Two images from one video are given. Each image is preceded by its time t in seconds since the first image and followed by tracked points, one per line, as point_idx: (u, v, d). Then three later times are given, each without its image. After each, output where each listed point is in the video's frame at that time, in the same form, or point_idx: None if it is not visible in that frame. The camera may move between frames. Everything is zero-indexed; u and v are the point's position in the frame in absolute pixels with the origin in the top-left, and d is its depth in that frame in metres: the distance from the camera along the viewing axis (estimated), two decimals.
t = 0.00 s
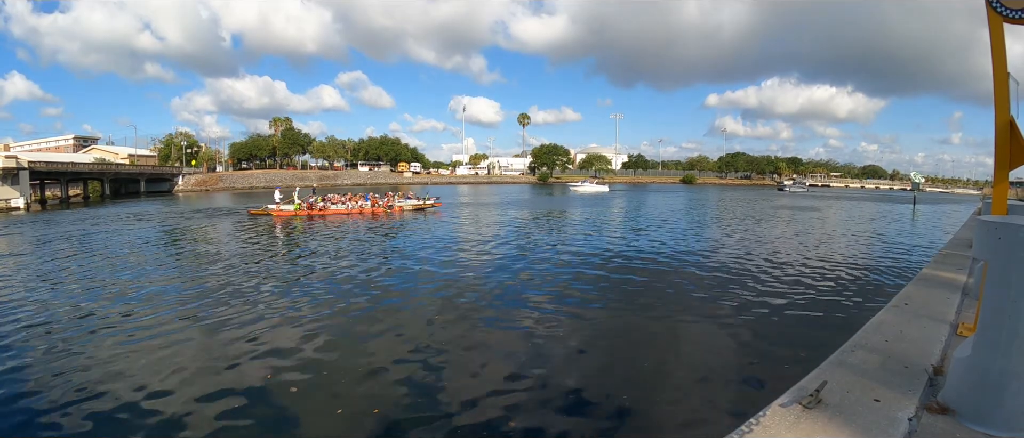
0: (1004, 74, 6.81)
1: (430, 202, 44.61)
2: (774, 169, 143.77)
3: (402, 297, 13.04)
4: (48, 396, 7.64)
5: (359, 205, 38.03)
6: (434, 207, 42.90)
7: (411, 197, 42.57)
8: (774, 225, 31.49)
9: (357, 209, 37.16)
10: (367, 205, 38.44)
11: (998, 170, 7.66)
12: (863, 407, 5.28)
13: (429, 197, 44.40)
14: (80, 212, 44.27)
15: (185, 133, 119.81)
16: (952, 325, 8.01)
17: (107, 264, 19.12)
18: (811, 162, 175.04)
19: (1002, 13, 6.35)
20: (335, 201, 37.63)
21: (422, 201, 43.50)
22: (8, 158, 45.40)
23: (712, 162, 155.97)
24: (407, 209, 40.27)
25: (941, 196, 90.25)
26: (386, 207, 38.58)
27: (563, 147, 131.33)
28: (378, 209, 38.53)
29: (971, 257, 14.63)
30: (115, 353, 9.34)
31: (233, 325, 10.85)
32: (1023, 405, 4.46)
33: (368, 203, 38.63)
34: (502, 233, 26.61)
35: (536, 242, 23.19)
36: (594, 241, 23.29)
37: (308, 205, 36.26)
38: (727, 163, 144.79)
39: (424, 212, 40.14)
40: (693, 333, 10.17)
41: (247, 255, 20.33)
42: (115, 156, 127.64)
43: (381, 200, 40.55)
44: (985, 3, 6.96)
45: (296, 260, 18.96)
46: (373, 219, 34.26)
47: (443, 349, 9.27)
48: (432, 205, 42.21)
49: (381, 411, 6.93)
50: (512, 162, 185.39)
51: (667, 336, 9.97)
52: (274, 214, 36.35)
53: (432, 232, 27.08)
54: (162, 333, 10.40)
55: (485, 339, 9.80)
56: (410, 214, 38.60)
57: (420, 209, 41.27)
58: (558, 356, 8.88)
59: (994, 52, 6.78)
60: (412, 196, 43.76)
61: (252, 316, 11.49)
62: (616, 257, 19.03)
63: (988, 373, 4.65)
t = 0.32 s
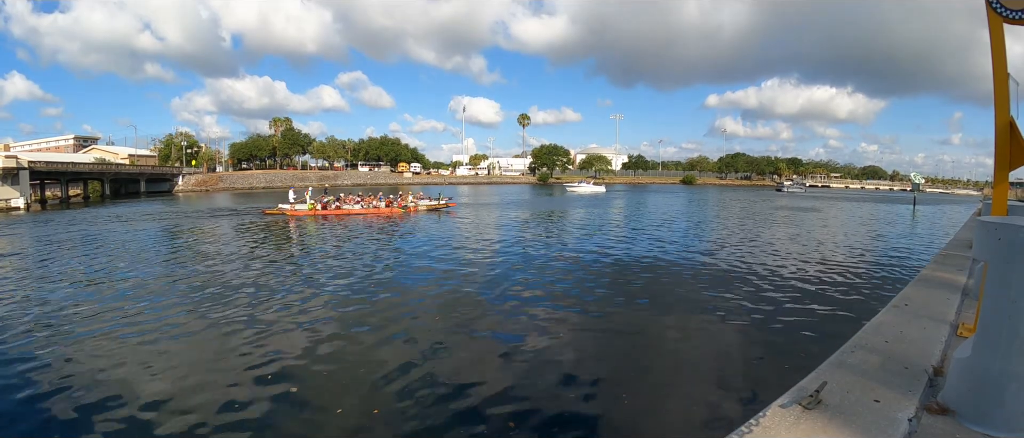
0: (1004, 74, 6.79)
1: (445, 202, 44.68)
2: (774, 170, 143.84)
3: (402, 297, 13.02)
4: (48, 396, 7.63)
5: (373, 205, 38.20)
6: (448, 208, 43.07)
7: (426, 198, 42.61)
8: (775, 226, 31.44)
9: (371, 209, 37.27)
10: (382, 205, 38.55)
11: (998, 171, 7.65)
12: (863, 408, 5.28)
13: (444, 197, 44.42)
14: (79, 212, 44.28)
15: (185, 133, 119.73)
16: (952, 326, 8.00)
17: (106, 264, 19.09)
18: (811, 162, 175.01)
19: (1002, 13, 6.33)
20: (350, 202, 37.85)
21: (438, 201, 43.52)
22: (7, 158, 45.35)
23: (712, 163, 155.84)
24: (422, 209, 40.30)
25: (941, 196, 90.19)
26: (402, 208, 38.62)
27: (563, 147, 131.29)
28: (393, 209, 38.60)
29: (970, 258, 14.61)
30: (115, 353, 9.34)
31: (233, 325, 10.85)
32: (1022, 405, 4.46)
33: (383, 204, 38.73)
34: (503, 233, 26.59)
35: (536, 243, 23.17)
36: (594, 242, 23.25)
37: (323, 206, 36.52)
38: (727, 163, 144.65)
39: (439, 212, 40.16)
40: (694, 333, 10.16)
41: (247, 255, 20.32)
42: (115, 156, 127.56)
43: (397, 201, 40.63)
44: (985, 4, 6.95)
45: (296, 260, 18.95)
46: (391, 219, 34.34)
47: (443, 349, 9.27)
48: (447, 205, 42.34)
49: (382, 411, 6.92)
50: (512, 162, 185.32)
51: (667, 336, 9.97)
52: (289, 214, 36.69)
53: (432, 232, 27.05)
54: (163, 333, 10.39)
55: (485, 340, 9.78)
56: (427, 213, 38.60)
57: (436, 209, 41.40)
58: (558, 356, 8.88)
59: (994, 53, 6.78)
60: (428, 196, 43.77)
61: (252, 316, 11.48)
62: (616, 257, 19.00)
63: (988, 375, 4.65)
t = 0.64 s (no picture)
0: (1004, 75, 6.79)
1: (459, 203, 44.76)
2: (773, 170, 143.77)
3: (401, 298, 13.02)
4: (45, 395, 7.63)
5: (387, 205, 38.27)
6: (461, 208, 43.15)
7: (439, 198, 42.63)
8: (776, 227, 31.34)
9: (385, 209, 37.30)
10: (396, 205, 38.58)
11: (998, 172, 7.64)
12: (863, 408, 5.28)
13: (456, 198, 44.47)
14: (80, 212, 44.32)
15: (185, 134, 119.75)
16: (951, 327, 7.99)
17: (106, 264, 19.10)
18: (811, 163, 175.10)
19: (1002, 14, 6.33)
20: (363, 202, 37.94)
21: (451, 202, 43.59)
22: (7, 158, 45.34)
23: (712, 164, 155.75)
24: (435, 209, 40.33)
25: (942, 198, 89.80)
26: (415, 208, 38.62)
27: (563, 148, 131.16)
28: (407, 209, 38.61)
29: (971, 259, 14.61)
30: (114, 352, 9.35)
31: (231, 326, 10.83)
32: (1022, 406, 4.46)
33: (397, 204, 38.77)
34: (503, 234, 26.57)
35: (536, 243, 23.15)
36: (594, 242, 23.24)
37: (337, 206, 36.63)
38: (727, 164, 144.47)
39: (452, 212, 40.19)
40: (693, 334, 10.15)
41: (246, 255, 20.33)
42: (115, 156, 127.41)
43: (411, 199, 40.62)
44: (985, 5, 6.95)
45: (295, 260, 18.94)
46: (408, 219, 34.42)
47: (443, 349, 9.27)
48: (460, 205, 42.41)
49: (382, 411, 6.92)
50: (512, 163, 185.26)
51: (667, 337, 9.97)
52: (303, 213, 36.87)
53: (432, 233, 27.05)
54: (164, 333, 10.40)
55: (484, 340, 9.79)
56: (441, 213, 38.62)
57: (449, 209, 41.43)
58: (557, 357, 8.89)
59: (993, 53, 6.78)
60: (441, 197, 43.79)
61: (251, 316, 11.48)
62: (616, 258, 19.01)
63: (988, 375, 4.65)
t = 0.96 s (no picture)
0: (1003, 76, 6.81)
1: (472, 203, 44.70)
2: (772, 171, 143.95)
3: (400, 298, 13.03)
4: (44, 395, 7.64)
5: (401, 205, 38.26)
6: (475, 208, 43.03)
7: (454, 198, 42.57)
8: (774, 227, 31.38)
9: (399, 209, 37.30)
10: (410, 205, 38.56)
11: (997, 172, 7.65)
12: (861, 409, 5.30)
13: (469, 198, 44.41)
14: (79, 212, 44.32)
15: (184, 134, 119.61)
16: (950, 327, 8.01)
17: (104, 263, 19.08)
18: (810, 163, 175.26)
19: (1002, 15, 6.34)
20: (378, 202, 37.95)
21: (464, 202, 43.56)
22: (6, 157, 45.27)
23: (712, 164, 155.82)
24: (450, 209, 40.28)
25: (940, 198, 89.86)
26: (429, 208, 38.60)
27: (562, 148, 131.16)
28: (422, 209, 38.60)
29: (969, 259, 14.64)
30: (113, 352, 9.36)
31: (230, 326, 10.82)
32: (1019, 406, 4.49)
33: (411, 204, 38.77)
34: (502, 234, 26.57)
35: (535, 243, 23.17)
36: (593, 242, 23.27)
37: (352, 206, 36.68)
38: (726, 164, 144.54)
39: (466, 212, 40.18)
40: (692, 334, 10.17)
41: (245, 255, 20.33)
42: (113, 156, 127.06)
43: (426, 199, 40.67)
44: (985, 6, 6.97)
45: (295, 260, 18.93)
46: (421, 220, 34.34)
47: (442, 350, 9.27)
48: (473, 205, 42.29)
49: (381, 411, 6.92)
50: (512, 163, 185.22)
51: (667, 337, 10.00)
52: (318, 213, 36.99)
53: (432, 233, 27.06)
54: (165, 333, 10.39)
55: (483, 340, 9.79)
56: (454, 213, 38.55)
57: (463, 209, 41.41)
58: (556, 357, 8.90)
59: (993, 53, 6.80)
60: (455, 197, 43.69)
61: (251, 316, 11.49)
62: (615, 258, 19.04)
63: (986, 375, 4.67)
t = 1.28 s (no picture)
0: (1002, 77, 6.78)
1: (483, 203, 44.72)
2: (771, 171, 144.02)
3: (398, 297, 13.01)
4: (39, 394, 7.60)
5: (414, 206, 38.27)
6: (487, 208, 42.98)
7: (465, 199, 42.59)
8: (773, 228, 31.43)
9: (413, 209, 37.26)
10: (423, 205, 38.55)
11: (996, 172, 7.62)
12: (860, 409, 5.25)
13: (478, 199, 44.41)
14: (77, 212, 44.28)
15: (183, 134, 119.48)
16: (949, 327, 7.98)
17: (101, 263, 19.01)
18: (808, 164, 174.96)
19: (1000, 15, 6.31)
20: (391, 202, 37.95)
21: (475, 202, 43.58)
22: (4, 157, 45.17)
23: (711, 165, 155.96)
24: (462, 209, 40.29)
25: (939, 198, 89.99)
26: (441, 208, 38.59)
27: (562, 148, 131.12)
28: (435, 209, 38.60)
29: (967, 259, 14.65)
30: (108, 352, 9.31)
31: (226, 325, 10.79)
32: (1018, 406, 4.45)
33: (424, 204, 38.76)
34: (501, 234, 26.56)
35: (534, 243, 23.17)
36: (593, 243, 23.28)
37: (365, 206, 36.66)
38: (726, 164, 144.60)
39: (478, 212, 40.22)
40: (690, 334, 10.14)
41: (243, 255, 20.26)
42: (112, 156, 126.80)
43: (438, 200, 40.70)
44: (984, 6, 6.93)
45: (293, 260, 18.89)
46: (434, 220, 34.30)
47: (439, 349, 9.23)
48: (486, 205, 42.26)
49: (376, 411, 6.88)
50: (512, 163, 185.18)
51: (666, 337, 9.97)
52: (331, 213, 37.02)
53: (431, 233, 27.08)
54: (163, 332, 10.35)
55: (479, 340, 9.76)
56: (466, 214, 38.55)
57: (476, 209, 41.42)
58: (553, 357, 8.88)
59: (991, 53, 6.76)
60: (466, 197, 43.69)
61: (247, 316, 11.43)
62: (614, 258, 19.02)
63: (985, 376, 4.63)
